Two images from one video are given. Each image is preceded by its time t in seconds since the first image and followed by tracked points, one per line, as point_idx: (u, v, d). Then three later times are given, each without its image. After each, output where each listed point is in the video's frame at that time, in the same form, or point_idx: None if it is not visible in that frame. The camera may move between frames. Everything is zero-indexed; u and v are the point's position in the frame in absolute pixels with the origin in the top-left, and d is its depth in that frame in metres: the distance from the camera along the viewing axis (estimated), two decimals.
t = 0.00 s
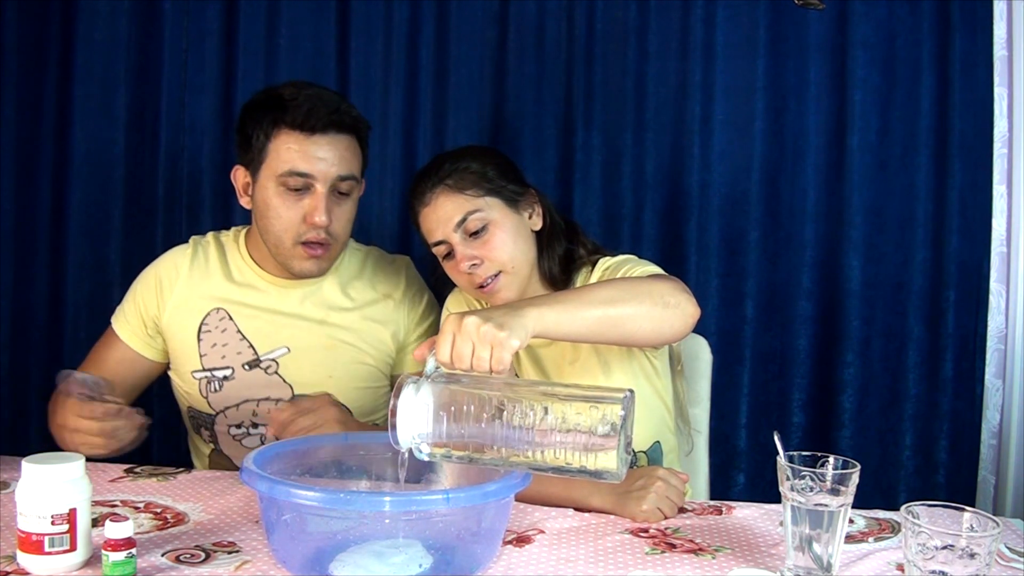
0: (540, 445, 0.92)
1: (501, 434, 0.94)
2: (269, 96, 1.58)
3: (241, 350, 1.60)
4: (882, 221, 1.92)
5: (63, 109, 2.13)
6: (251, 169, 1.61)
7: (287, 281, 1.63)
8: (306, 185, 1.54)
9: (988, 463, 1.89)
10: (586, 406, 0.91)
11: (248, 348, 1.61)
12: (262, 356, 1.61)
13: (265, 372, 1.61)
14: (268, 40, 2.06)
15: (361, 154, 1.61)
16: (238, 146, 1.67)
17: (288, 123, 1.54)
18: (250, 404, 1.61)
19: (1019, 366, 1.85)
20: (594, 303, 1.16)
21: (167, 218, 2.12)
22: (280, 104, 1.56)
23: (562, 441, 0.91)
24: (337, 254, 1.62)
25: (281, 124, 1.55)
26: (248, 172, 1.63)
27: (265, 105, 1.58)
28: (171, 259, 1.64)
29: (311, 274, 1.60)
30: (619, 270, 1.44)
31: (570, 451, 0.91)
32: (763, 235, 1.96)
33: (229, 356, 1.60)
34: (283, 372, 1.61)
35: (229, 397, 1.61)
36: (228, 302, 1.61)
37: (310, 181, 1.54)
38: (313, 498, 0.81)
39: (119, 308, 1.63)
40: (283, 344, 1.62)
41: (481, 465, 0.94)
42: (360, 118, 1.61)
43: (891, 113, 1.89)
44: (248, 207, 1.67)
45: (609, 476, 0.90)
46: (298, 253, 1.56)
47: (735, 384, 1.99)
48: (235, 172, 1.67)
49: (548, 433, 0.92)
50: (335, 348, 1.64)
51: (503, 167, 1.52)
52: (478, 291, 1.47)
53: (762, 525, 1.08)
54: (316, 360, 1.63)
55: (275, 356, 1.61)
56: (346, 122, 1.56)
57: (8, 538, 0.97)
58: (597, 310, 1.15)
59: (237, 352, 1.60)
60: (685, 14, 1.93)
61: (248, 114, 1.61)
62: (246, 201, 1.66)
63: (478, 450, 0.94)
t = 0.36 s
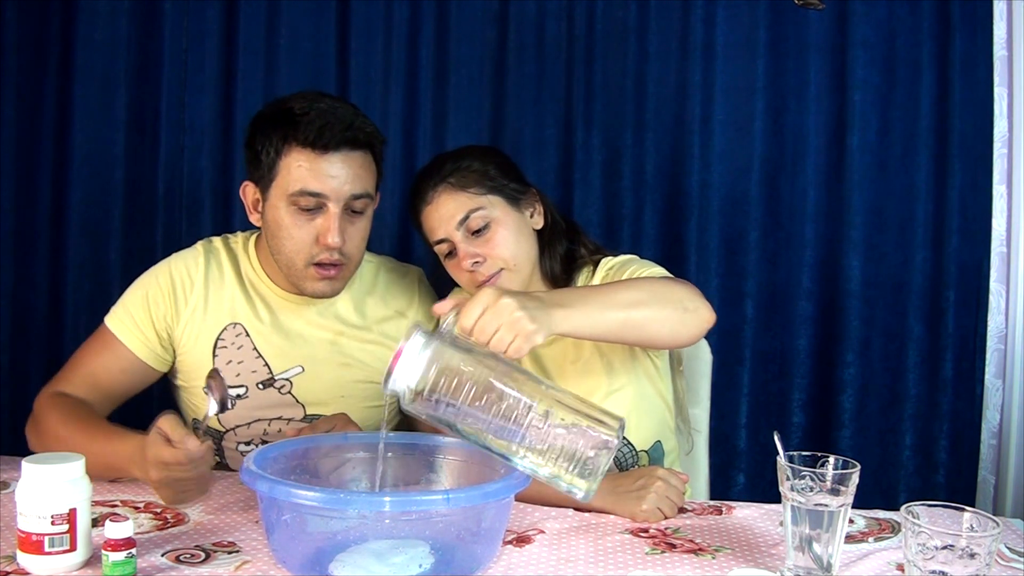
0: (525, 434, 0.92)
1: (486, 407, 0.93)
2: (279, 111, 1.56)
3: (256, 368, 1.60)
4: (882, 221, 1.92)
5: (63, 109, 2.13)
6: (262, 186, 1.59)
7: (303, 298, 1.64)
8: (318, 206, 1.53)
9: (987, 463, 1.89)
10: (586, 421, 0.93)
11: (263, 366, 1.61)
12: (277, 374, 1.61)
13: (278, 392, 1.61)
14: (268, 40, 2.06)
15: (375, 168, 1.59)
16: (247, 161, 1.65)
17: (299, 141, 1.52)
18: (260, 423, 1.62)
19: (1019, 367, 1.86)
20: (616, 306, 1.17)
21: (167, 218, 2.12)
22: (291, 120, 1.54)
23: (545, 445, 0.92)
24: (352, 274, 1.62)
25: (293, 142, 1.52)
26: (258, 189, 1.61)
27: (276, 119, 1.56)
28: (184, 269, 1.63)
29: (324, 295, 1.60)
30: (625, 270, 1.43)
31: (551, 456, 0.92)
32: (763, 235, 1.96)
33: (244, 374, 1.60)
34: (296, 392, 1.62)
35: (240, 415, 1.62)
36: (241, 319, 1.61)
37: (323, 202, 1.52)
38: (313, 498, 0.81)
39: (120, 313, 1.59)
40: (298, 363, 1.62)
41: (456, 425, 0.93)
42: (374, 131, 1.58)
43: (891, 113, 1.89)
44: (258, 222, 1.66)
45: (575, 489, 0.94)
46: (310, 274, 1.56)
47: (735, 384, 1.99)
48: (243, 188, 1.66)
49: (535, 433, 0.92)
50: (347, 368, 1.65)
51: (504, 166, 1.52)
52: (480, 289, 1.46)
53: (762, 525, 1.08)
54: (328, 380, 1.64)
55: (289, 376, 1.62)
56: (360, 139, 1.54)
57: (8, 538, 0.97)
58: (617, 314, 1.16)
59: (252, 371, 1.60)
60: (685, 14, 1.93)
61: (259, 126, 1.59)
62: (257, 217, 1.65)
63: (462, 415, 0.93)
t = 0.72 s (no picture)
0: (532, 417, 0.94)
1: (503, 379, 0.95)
2: (278, 118, 1.56)
3: (257, 376, 1.61)
4: (882, 221, 1.92)
5: (63, 109, 2.13)
6: (260, 194, 1.59)
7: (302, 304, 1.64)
8: (318, 214, 1.52)
9: (987, 463, 1.90)
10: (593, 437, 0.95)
11: (263, 374, 1.61)
12: (278, 382, 1.62)
13: (281, 399, 1.62)
14: (268, 40, 2.06)
15: (375, 175, 1.59)
16: (245, 169, 1.64)
17: (298, 150, 1.51)
18: (264, 429, 1.63)
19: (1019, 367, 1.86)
20: (666, 318, 1.22)
21: (167, 218, 2.12)
22: (289, 128, 1.53)
23: (542, 444, 0.94)
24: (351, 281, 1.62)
25: (291, 150, 1.52)
26: (256, 196, 1.60)
27: (275, 126, 1.56)
28: (180, 278, 1.63)
29: (322, 303, 1.60)
30: (636, 279, 1.44)
31: (539, 452, 0.94)
32: (763, 235, 1.96)
33: (245, 382, 1.61)
34: (298, 399, 1.63)
35: (242, 423, 1.62)
36: (240, 326, 1.61)
37: (323, 211, 1.52)
38: (313, 498, 0.81)
39: (116, 323, 1.59)
40: (300, 369, 1.63)
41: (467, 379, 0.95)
42: (373, 137, 1.58)
43: (891, 112, 1.89)
44: (256, 230, 1.65)
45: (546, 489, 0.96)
46: (309, 283, 1.56)
47: (735, 384, 1.99)
48: (241, 196, 1.65)
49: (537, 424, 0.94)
50: (348, 373, 1.67)
51: (508, 164, 1.53)
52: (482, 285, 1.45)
53: (762, 525, 1.08)
54: (332, 383, 1.65)
55: (290, 383, 1.62)
56: (360, 146, 1.54)
57: (8, 538, 0.97)
58: (662, 326, 1.22)
59: (253, 380, 1.61)
60: (685, 14, 1.93)
61: (257, 134, 1.59)
62: (255, 225, 1.64)
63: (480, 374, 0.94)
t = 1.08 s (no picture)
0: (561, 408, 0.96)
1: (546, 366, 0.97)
2: (283, 115, 1.56)
3: (260, 373, 1.61)
4: (882, 221, 1.91)
5: (63, 109, 2.13)
6: (264, 190, 1.59)
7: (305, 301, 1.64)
8: (322, 211, 1.53)
9: (987, 463, 1.90)
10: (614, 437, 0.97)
11: (266, 372, 1.61)
12: (280, 379, 1.62)
13: (282, 397, 1.62)
14: (268, 40, 2.06)
15: (379, 175, 1.59)
16: (249, 166, 1.64)
17: (304, 146, 1.52)
18: (265, 427, 1.63)
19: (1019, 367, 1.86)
20: (688, 362, 1.21)
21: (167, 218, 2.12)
22: (295, 125, 1.53)
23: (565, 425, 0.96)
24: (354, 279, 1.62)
25: (297, 148, 1.52)
26: (261, 193, 1.61)
27: (280, 124, 1.56)
28: (182, 276, 1.63)
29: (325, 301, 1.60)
30: (650, 300, 1.45)
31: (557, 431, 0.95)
32: (763, 235, 1.96)
33: (247, 380, 1.61)
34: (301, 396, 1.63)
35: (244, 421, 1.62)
36: (243, 324, 1.61)
37: (327, 208, 1.52)
38: (313, 498, 0.81)
39: (117, 321, 1.59)
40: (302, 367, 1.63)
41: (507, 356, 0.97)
42: (378, 136, 1.58)
43: (891, 112, 1.89)
44: (260, 227, 1.65)
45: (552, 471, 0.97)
46: (313, 281, 1.56)
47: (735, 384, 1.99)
48: (245, 193, 1.65)
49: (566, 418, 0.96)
50: (350, 372, 1.66)
51: (511, 162, 1.54)
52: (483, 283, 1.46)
53: (762, 525, 1.08)
54: (334, 381, 1.65)
55: (293, 380, 1.62)
56: (365, 145, 1.54)
57: (8, 538, 0.97)
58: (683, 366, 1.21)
59: (256, 377, 1.61)
60: (685, 14, 1.93)
61: (262, 131, 1.59)
62: (259, 222, 1.64)
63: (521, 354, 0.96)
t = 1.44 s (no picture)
0: (573, 411, 0.99)
1: (575, 364, 1.00)
2: (291, 105, 1.57)
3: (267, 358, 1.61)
4: (882, 221, 1.91)
5: (63, 108, 2.13)
6: (271, 178, 1.60)
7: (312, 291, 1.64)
8: (327, 198, 1.53)
9: (987, 463, 1.89)
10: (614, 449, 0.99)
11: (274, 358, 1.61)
12: (287, 366, 1.62)
13: (288, 383, 1.62)
14: (268, 40, 2.06)
15: (383, 165, 1.60)
16: (258, 154, 1.65)
17: (310, 134, 1.53)
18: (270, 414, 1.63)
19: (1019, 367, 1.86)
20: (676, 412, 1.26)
21: (167, 218, 2.12)
22: (302, 114, 1.55)
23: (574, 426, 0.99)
24: (357, 267, 1.63)
25: (302, 135, 1.53)
26: (268, 180, 1.61)
27: (288, 113, 1.57)
28: (198, 258, 1.64)
29: (326, 287, 1.60)
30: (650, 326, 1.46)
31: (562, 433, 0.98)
32: (763, 235, 1.96)
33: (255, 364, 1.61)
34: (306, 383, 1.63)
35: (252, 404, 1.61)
36: (252, 310, 1.62)
37: (331, 194, 1.52)
38: (313, 498, 0.81)
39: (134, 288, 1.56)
40: (309, 355, 1.63)
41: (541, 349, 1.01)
42: (382, 125, 1.59)
43: (891, 112, 1.89)
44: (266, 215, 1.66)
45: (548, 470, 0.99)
46: (314, 266, 1.56)
47: (735, 384, 1.99)
48: (253, 181, 1.66)
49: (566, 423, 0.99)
50: (355, 361, 1.66)
51: (522, 161, 1.55)
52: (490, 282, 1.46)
53: (762, 525, 1.08)
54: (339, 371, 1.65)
55: (300, 367, 1.62)
56: (370, 133, 1.55)
57: (8, 538, 0.97)
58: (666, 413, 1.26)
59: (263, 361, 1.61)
60: (685, 14, 1.93)
61: (269, 121, 1.60)
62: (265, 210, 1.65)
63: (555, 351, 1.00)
